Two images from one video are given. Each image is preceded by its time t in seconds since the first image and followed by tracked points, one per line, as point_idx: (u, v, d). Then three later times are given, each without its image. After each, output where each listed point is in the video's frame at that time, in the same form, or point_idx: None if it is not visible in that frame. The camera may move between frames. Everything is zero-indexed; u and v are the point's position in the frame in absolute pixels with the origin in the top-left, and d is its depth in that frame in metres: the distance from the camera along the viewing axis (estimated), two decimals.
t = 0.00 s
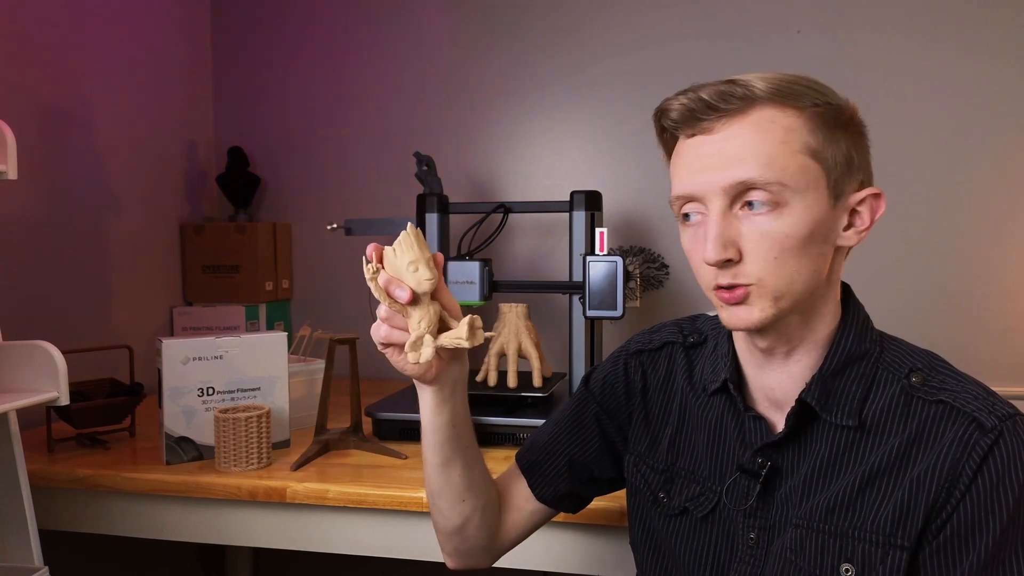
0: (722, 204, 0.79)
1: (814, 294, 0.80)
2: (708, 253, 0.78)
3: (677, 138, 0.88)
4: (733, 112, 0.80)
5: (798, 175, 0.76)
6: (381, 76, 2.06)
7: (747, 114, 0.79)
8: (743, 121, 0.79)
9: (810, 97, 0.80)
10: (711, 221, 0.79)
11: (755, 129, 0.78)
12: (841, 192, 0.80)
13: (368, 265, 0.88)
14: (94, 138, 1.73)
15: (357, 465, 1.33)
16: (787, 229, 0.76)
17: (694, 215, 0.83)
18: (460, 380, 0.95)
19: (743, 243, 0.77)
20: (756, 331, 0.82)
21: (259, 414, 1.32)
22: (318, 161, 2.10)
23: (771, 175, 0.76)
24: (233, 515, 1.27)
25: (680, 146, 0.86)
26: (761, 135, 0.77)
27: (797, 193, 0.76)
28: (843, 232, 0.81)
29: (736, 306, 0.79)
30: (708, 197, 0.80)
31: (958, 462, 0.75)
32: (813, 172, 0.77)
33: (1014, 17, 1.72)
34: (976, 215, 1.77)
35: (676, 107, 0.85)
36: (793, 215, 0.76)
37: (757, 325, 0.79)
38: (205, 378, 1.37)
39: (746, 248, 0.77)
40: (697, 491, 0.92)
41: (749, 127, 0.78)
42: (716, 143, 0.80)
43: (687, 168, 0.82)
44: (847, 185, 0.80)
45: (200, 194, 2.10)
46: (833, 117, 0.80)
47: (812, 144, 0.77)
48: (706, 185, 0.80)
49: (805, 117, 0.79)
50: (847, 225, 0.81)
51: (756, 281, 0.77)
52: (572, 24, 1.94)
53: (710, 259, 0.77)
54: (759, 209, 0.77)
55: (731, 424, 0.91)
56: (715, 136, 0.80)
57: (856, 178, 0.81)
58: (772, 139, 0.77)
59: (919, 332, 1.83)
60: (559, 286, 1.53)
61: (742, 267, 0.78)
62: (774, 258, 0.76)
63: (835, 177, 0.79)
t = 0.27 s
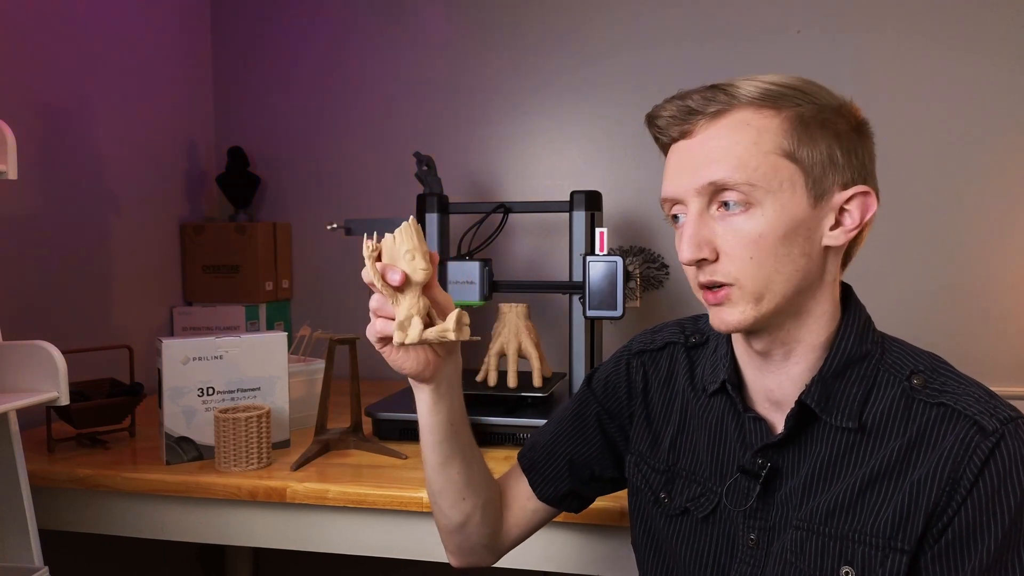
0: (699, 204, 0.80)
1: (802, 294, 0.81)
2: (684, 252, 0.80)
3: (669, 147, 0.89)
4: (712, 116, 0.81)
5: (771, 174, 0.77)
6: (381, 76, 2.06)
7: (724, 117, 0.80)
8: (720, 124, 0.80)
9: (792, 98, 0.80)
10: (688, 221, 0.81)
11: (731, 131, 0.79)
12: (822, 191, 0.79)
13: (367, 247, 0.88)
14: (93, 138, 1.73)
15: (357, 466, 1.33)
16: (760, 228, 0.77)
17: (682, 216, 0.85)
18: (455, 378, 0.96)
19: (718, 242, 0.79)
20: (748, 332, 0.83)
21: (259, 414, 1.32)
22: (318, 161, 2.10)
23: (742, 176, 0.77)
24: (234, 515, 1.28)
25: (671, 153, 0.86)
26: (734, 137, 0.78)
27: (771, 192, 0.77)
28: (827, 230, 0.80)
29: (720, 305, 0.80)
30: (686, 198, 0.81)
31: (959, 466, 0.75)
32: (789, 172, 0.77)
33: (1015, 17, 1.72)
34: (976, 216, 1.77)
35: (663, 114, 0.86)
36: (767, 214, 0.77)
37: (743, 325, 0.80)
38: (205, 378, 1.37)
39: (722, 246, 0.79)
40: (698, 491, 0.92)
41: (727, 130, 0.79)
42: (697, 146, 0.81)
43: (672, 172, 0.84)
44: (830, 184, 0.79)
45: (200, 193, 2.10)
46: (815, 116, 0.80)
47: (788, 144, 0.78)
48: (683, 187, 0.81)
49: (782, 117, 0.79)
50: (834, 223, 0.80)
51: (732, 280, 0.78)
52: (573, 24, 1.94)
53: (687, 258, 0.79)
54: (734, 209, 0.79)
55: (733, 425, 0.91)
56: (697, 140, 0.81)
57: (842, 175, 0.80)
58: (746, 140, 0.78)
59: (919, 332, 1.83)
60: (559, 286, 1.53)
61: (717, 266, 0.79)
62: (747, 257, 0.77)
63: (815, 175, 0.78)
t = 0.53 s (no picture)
0: (701, 205, 0.80)
1: (802, 293, 0.81)
2: (686, 252, 0.80)
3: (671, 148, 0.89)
4: (712, 116, 0.81)
5: (771, 174, 0.77)
6: (381, 76, 2.06)
7: (725, 117, 0.80)
8: (720, 124, 0.80)
9: (792, 98, 0.80)
10: (690, 221, 0.81)
11: (731, 131, 0.79)
12: (824, 189, 0.79)
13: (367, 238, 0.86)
14: (93, 138, 1.73)
15: (357, 466, 1.33)
16: (761, 227, 0.77)
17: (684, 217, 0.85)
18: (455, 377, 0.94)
19: (720, 240, 0.79)
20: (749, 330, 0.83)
21: (259, 414, 1.32)
22: (318, 161, 2.10)
23: (742, 176, 0.77)
24: (233, 515, 1.28)
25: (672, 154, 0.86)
26: (733, 137, 0.78)
27: (772, 191, 0.77)
28: (830, 228, 0.80)
29: (725, 304, 0.81)
30: (687, 198, 0.82)
31: (960, 466, 0.75)
32: (789, 171, 0.77)
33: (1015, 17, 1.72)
34: (977, 216, 1.77)
35: (664, 115, 0.86)
36: (768, 213, 0.77)
37: (746, 323, 0.79)
38: (205, 378, 1.37)
39: (725, 245, 0.79)
40: (699, 491, 0.92)
41: (727, 130, 0.79)
42: (697, 146, 0.81)
43: (674, 172, 0.84)
44: (831, 183, 0.79)
45: (200, 194, 2.10)
46: (816, 116, 0.80)
47: (788, 144, 0.78)
48: (684, 187, 0.81)
49: (783, 117, 0.79)
50: (836, 222, 0.80)
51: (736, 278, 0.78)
52: (572, 24, 1.94)
53: (688, 258, 0.80)
54: (735, 208, 0.79)
55: (735, 425, 0.91)
56: (697, 140, 0.82)
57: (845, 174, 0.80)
58: (746, 141, 0.78)
59: (920, 332, 1.83)
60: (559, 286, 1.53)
61: (721, 263, 0.79)
62: (749, 256, 0.77)
63: (816, 174, 0.78)
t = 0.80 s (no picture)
0: (705, 206, 0.80)
1: (806, 295, 0.81)
2: (689, 254, 0.80)
3: (674, 149, 0.89)
4: (716, 116, 0.81)
5: (776, 175, 0.77)
6: (380, 76, 2.06)
7: (729, 118, 0.81)
8: (724, 124, 0.80)
9: (797, 99, 0.80)
10: (694, 222, 0.81)
11: (736, 132, 0.79)
12: (828, 190, 0.79)
13: (354, 302, 0.86)
14: (93, 138, 1.73)
15: (357, 465, 1.33)
16: (766, 228, 0.77)
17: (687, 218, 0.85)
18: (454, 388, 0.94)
19: (724, 242, 0.79)
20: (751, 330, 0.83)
21: (259, 414, 1.32)
22: (318, 161, 2.10)
23: (747, 176, 0.77)
24: (234, 515, 1.27)
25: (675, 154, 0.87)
26: (737, 138, 0.79)
27: (777, 192, 0.77)
28: (834, 230, 0.80)
29: (727, 306, 0.80)
30: (691, 199, 0.81)
31: (964, 466, 0.75)
32: (794, 172, 0.77)
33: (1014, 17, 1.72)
34: (976, 215, 1.77)
35: (669, 115, 0.86)
36: (772, 214, 0.77)
37: (750, 325, 0.79)
38: (205, 378, 1.37)
39: (728, 247, 0.79)
40: (701, 491, 0.92)
41: (732, 130, 0.79)
42: (702, 146, 0.81)
43: (678, 172, 0.84)
44: (835, 184, 0.79)
45: (200, 194, 2.10)
46: (820, 117, 0.80)
47: (793, 145, 0.78)
48: (688, 188, 0.81)
49: (787, 119, 0.79)
50: (840, 224, 0.80)
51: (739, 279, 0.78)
52: (572, 24, 1.94)
53: (693, 259, 0.80)
54: (739, 210, 0.79)
55: (738, 425, 0.91)
56: (701, 140, 0.82)
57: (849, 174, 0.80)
58: (750, 141, 0.78)
59: (920, 332, 1.83)
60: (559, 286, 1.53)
61: (724, 266, 0.79)
62: (753, 258, 0.77)
63: (821, 175, 0.78)
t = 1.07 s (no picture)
0: (710, 202, 0.80)
1: (811, 295, 0.80)
2: (693, 250, 0.80)
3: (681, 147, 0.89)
4: (725, 114, 0.81)
5: (782, 173, 0.77)
6: (380, 76, 2.06)
7: (738, 116, 0.81)
8: (732, 122, 0.80)
9: (805, 99, 0.80)
10: (699, 218, 0.81)
11: (743, 130, 0.79)
12: (834, 192, 0.79)
13: (385, 256, 0.86)
14: (93, 138, 1.73)
15: (357, 466, 1.33)
16: (771, 226, 0.77)
17: (692, 215, 0.85)
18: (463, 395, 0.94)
19: (729, 240, 0.79)
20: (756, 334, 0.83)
21: (259, 414, 1.32)
22: (318, 161, 2.10)
23: (754, 174, 0.77)
24: (234, 515, 1.27)
25: (682, 152, 0.87)
26: (745, 136, 0.79)
27: (783, 191, 0.77)
28: (839, 231, 0.80)
29: (730, 306, 0.80)
30: (697, 195, 0.82)
31: (968, 465, 0.75)
32: (801, 172, 0.77)
33: (1015, 17, 1.72)
34: (977, 216, 1.77)
35: (676, 113, 0.86)
36: (778, 212, 0.77)
37: (754, 326, 0.79)
38: (206, 377, 1.37)
39: (733, 245, 0.79)
40: (702, 493, 0.92)
41: (739, 127, 0.79)
42: (709, 144, 0.81)
43: (684, 169, 0.84)
44: (841, 185, 0.79)
45: (200, 194, 2.10)
46: (828, 117, 0.80)
47: (800, 144, 0.78)
48: (694, 184, 0.82)
49: (795, 118, 0.79)
50: (845, 225, 0.80)
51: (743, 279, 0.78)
52: (572, 24, 1.94)
53: (696, 256, 0.80)
54: (745, 207, 0.79)
55: (739, 427, 0.91)
56: (709, 137, 0.82)
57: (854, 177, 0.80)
58: (757, 140, 0.78)
59: (920, 332, 1.83)
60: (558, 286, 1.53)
61: (727, 263, 0.79)
62: (758, 255, 0.77)
63: (827, 176, 0.78)
